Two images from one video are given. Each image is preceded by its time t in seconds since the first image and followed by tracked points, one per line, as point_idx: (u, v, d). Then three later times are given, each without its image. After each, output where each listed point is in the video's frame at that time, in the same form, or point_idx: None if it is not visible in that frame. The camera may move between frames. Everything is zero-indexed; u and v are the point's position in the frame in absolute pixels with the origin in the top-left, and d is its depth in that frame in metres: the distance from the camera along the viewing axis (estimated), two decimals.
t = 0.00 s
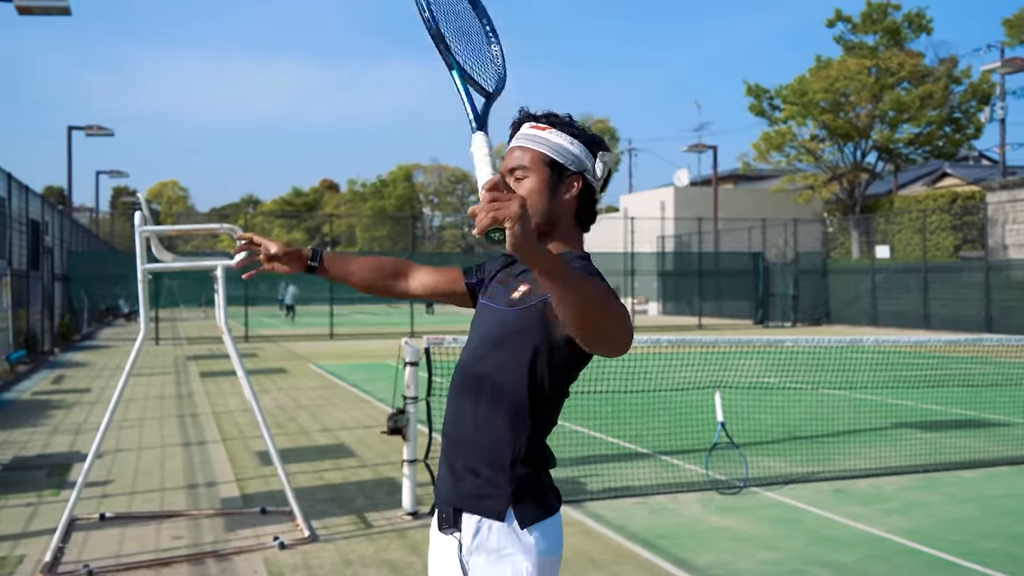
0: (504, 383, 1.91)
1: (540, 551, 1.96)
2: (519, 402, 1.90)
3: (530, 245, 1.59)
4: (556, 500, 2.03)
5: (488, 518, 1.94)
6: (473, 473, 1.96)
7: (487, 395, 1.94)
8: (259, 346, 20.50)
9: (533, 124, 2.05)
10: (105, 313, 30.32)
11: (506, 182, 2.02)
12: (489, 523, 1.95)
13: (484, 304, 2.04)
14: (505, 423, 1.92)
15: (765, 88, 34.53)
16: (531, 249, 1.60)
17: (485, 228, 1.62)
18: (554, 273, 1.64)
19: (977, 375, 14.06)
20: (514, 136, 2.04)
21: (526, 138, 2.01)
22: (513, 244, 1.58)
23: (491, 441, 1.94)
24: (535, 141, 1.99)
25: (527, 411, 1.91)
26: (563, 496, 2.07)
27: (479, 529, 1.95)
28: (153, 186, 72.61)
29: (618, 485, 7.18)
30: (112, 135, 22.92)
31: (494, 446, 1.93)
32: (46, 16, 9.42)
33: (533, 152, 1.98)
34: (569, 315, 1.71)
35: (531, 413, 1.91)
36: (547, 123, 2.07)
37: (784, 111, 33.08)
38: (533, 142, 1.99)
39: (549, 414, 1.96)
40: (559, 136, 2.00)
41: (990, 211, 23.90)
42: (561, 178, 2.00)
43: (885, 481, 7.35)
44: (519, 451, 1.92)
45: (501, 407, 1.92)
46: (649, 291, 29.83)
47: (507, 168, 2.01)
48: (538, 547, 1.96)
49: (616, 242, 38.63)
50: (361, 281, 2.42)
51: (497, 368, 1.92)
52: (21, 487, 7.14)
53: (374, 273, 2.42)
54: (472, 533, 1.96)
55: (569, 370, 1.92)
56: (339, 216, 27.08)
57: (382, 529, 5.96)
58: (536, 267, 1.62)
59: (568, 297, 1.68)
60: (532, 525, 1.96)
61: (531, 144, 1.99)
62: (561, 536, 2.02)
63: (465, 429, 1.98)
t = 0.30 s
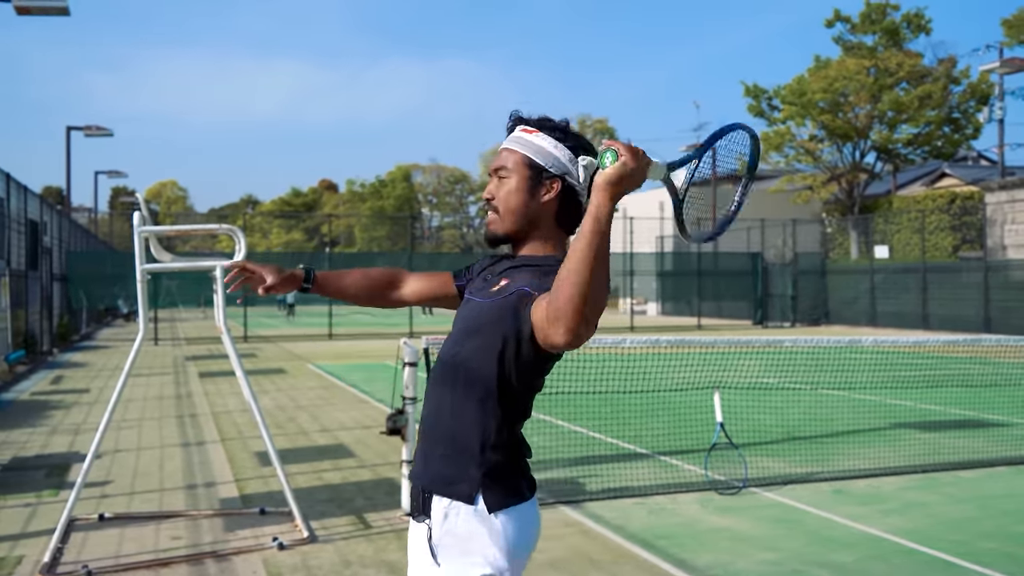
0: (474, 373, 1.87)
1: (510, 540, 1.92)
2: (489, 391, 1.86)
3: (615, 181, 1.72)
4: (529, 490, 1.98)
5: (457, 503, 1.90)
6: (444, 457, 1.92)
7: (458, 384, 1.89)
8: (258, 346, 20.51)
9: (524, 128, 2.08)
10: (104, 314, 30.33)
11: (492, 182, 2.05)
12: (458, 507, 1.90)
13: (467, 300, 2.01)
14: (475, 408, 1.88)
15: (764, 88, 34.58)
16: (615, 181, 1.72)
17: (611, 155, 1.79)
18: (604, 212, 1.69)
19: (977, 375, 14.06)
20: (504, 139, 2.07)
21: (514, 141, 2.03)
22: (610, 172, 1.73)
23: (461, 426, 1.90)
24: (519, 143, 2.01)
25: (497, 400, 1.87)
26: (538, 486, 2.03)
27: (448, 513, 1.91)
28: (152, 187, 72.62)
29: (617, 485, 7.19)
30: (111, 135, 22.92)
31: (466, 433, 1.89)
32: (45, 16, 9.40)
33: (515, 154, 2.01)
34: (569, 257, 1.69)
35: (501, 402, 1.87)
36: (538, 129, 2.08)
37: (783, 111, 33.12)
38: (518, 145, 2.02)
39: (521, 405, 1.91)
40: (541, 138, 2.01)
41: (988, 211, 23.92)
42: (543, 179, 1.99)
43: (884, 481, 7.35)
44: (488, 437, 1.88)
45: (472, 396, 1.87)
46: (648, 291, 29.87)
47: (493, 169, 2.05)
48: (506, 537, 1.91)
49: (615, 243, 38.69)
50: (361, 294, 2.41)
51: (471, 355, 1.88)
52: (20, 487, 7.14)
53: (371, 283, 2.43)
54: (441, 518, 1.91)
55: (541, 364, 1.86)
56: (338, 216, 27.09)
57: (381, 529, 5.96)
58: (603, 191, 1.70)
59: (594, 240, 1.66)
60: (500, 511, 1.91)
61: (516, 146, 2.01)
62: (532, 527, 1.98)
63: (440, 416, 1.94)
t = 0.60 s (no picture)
0: (462, 349, 1.88)
1: (491, 516, 1.90)
2: (475, 366, 1.87)
3: (661, 225, 1.77)
4: (512, 472, 1.97)
5: (441, 474, 1.91)
6: (431, 433, 1.93)
7: (446, 361, 1.91)
8: (257, 346, 20.53)
9: (526, 127, 2.06)
10: (103, 313, 30.37)
11: (496, 182, 2.04)
12: (441, 479, 1.91)
13: (461, 287, 2.03)
14: (460, 384, 1.89)
15: (763, 89, 34.61)
16: (661, 224, 1.77)
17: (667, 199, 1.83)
18: (634, 228, 1.75)
19: (975, 375, 14.06)
20: (510, 137, 2.05)
21: (520, 142, 2.01)
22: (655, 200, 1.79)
23: (447, 400, 1.91)
24: (525, 146, 2.00)
25: (484, 375, 1.87)
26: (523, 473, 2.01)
27: (430, 485, 1.92)
28: (151, 186, 72.63)
29: (616, 485, 7.19)
30: (111, 135, 22.92)
31: (453, 407, 1.90)
32: (43, 17, 9.38)
33: (522, 157, 1.99)
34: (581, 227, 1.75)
35: (488, 377, 1.87)
36: (539, 127, 2.07)
37: (782, 111, 33.16)
38: (525, 146, 1.99)
39: (509, 383, 1.92)
40: (547, 141, 2.00)
41: (987, 211, 23.90)
42: (548, 184, 1.99)
43: (883, 481, 7.36)
44: (475, 410, 1.88)
45: (460, 371, 1.89)
46: (648, 292, 29.90)
47: (498, 170, 2.04)
48: (487, 513, 1.90)
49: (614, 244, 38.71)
50: (357, 303, 2.40)
51: (461, 333, 1.90)
52: (19, 487, 7.14)
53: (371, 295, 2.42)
54: (426, 488, 1.92)
55: (526, 345, 1.87)
56: (337, 217, 27.09)
57: (380, 529, 5.96)
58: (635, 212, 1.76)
59: (610, 238, 1.72)
60: (483, 485, 1.90)
61: (524, 149, 1.99)
62: (517, 506, 1.96)
63: (427, 393, 1.95)
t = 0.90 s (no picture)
0: (455, 339, 1.90)
1: (476, 504, 1.89)
2: (467, 357, 1.88)
3: (643, 212, 1.76)
4: (504, 464, 1.96)
5: (429, 460, 1.91)
6: (422, 420, 1.94)
7: (439, 351, 1.92)
8: (257, 346, 20.58)
9: (539, 124, 2.04)
10: (102, 313, 30.41)
11: (507, 177, 2.02)
12: (428, 464, 1.91)
13: (463, 280, 2.04)
14: (452, 374, 1.90)
15: (762, 89, 34.65)
16: (643, 211, 1.76)
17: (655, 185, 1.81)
18: (615, 220, 1.75)
19: (975, 375, 14.05)
20: (522, 133, 2.02)
21: (535, 140, 1.99)
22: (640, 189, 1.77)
23: (440, 388, 1.91)
24: (544, 144, 1.98)
25: (476, 364, 1.87)
26: (515, 466, 2.00)
27: (417, 470, 1.92)
28: (150, 186, 72.63)
29: (615, 485, 7.19)
30: (110, 135, 22.93)
31: (444, 395, 1.90)
32: (43, 17, 9.38)
33: (539, 155, 1.98)
34: (564, 226, 1.76)
35: (480, 367, 1.87)
36: (551, 125, 2.07)
37: (781, 111, 33.18)
38: (540, 145, 1.98)
39: (501, 374, 1.92)
40: (564, 142, 2.00)
41: (987, 211, 23.84)
42: (559, 184, 1.99)
43: (883, 481, 7.35)
44: (465, 399, 1.88)
45: (451, 361, 1.90)
46: (647, 291, 29.91)
47: (512, 165, 2.00)
48: (473, 501, 1.89)
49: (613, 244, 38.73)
50: (376, 299, 2.38)
51: (455, 324, 1.91)
52: (18, 487, 7.15)
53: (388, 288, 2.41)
54: (413, 473, 1.92)
55: (519, 336, 1.87)
56: (337, 217, 27.10)
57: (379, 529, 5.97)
58: (621, 203, 1.75)
59: (591, 235, 1.73)
60: (472, 472, 1.89)
61: (539, 148, 1.98)
62: (507, 497, 1.95)
63: (421, 383, 1.96)
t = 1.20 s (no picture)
0: (454, 340, 1.91)
1: (475, 504, 1.88)
2: (466, 357, 1.88)
3: (627, 211, 1.76)
4: (507, 463, 1.95)
5: (428, 460, 1.91)
6: (423, 419, 1.94)
7: (440, 352, 1.93)
8: (256, 346, 20.60)
9: (544, 129, 2.03)
10: (101, 313, 30.40)
11: (512, 179, 2.01)
12: (429, 463, 1.91)
13: (463, 281, 2.04)
14: (451, 372, 1.90)
15: (761, 89, 34.66)
16: (628, 209, 1.76)
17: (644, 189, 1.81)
18: (600, 218, 1.75)
19: (974, 376, 14.05)
20: (526, 137, 2.01)
21: (540, 145, 1.98)
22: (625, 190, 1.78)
23: (440, 390, 1.92)
24: (548, 149, 1.98)
25: (476, 363, 1.88)
26: (519, 466, 1.99)
27: (418, 470, 1.92)
28: (150, 186, 72.60)
29: (614, 485, 7.18)
30: (109, 135, 22.92)
31: (445, 394, 1.91)
32: (42, 17, 9.38)
33: (545, 159, 1.97)
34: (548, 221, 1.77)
35: (479, 366, 1.88)
36: (554, 131, 2.07)
37: (780, 111, 33.19)
38: (545, 149, 1.98)
39: (501, 375, 1.91)
40: (568, 146, 2.00)
41: (987, 211, 23.77)
42: (562, 190, 2.00)
43: (882, 482, 7.35)
44: (465, 398, 1.89)
45: (450, 362, 1.90)
46: (646, 292, 29.91)
47: (517, 167, 2.00)
48: (471, 501, 1.88)
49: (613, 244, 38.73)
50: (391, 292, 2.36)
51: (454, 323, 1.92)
52: (17, 487, 7.14)
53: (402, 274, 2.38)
54: (415, 472, 1.92)
55: (517, 334, 1.88)
56: (336, 217, 27.09)
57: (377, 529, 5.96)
58: (606, 203, 1.76)
59: (575, 231, 1.74)
60: (473, 470, 1.88)
61: (544, 152, 1.98)
62: (506, 498, 1.94)
63: (422, 382, 1.96)
